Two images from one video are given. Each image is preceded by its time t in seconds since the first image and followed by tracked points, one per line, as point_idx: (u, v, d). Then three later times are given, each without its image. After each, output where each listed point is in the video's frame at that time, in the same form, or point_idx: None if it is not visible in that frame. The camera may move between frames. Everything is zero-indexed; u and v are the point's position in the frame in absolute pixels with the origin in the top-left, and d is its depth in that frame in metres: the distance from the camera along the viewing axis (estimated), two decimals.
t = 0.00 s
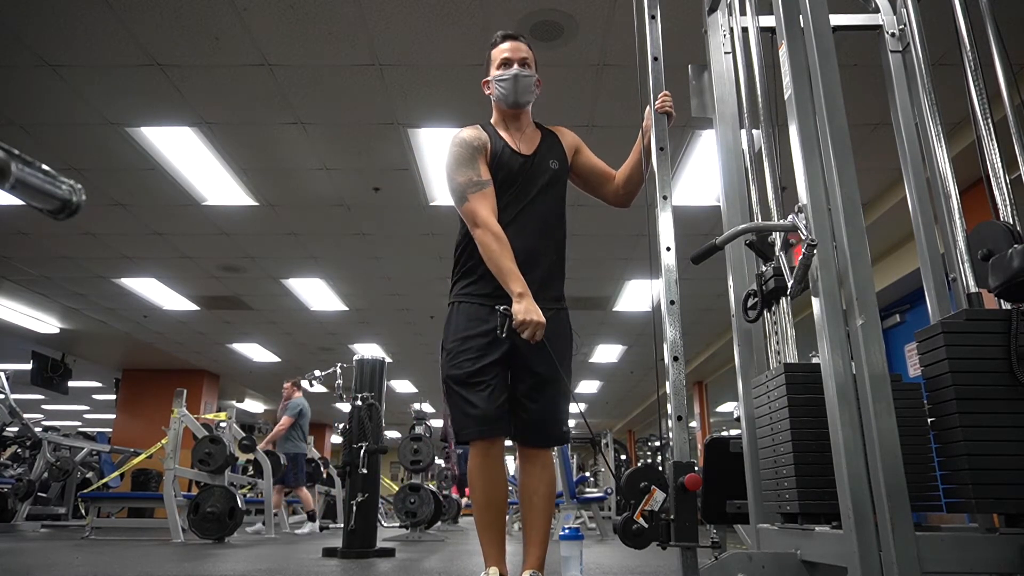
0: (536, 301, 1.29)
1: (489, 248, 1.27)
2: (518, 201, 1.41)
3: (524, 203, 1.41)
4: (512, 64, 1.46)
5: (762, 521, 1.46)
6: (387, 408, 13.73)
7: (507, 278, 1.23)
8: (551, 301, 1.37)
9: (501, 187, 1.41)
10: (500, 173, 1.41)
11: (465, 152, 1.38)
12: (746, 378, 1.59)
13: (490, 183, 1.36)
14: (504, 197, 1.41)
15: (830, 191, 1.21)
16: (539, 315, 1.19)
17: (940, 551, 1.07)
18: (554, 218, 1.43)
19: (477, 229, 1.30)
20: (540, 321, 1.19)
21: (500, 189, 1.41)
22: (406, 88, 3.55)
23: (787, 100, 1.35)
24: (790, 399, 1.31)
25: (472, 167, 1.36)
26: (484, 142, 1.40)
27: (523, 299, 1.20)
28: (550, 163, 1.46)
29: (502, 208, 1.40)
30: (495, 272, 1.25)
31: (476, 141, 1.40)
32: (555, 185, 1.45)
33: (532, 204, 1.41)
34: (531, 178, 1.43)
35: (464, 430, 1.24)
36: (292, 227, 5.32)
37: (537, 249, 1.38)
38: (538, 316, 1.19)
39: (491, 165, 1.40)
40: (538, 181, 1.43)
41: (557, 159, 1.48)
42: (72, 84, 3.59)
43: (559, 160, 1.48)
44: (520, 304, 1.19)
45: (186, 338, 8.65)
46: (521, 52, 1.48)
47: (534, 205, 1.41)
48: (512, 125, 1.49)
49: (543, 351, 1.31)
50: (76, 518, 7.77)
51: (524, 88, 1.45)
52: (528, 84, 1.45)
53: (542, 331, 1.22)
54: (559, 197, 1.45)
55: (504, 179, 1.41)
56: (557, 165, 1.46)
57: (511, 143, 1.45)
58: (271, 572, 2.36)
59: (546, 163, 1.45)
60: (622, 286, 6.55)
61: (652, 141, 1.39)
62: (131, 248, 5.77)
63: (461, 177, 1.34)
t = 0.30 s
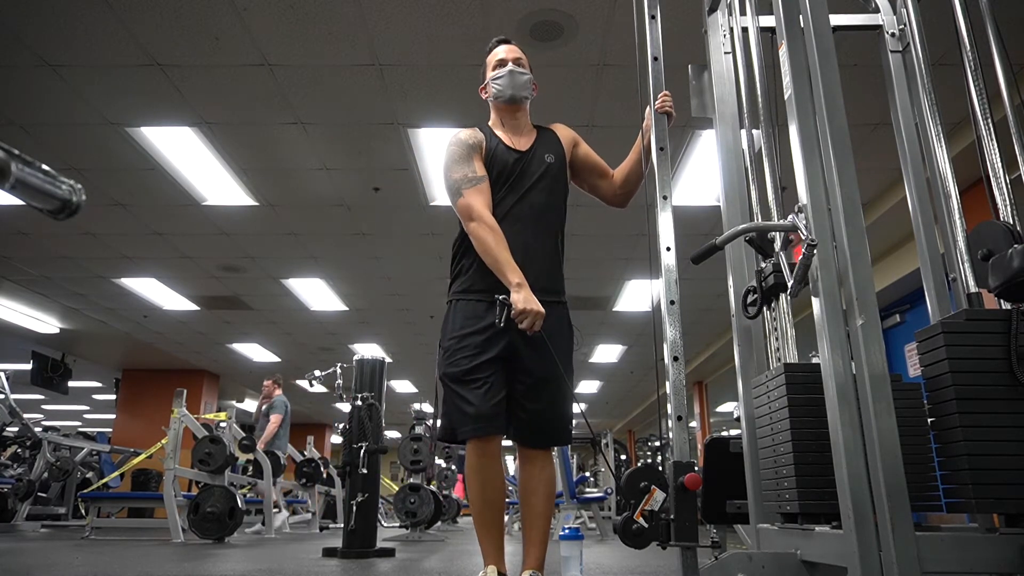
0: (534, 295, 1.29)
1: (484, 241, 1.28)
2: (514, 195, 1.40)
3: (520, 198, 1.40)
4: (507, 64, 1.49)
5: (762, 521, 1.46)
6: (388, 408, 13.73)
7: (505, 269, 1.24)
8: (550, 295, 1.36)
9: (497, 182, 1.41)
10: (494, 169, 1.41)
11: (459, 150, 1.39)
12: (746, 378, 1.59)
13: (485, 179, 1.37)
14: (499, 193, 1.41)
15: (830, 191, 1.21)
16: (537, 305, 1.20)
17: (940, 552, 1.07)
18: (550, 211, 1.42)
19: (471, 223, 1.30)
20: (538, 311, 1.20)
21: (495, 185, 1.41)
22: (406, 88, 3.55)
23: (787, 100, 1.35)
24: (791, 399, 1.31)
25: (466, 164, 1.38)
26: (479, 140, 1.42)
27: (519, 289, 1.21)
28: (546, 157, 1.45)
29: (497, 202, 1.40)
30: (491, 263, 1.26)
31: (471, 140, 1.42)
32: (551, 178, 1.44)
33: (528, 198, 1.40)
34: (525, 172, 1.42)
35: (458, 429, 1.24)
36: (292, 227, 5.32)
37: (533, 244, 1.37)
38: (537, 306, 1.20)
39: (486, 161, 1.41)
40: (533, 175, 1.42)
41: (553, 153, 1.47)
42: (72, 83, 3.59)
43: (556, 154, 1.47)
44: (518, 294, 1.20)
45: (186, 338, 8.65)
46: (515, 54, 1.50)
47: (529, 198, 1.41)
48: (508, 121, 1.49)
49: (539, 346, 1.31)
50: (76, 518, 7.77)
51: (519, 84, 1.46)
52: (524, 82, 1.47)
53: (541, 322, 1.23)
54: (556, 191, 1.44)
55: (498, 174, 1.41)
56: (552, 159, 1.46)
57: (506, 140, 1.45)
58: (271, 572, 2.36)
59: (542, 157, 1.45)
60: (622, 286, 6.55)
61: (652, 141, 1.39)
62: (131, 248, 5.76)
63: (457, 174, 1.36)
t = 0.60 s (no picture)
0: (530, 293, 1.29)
1: (476, 240, 1.28)
2: (508, 194, 1.40)
3: (514, 197, 1.40)
4: (500, 66, 1.49)
5: (762, 521, 1.46)
6: (388, 408, 13.73)
7: (497, 267, 1.24)
8: (546, 294, 1.36)
9: (490, 182, 1.41)
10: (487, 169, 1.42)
11: (454, 152, 1.40)
12: (746, 378, 1.59)
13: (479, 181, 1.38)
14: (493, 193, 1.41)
15: (830, 191, 1.20)
16: (530, 302, 1.20)
17: (940, 552, 1.07)
18: (546, 210, 1.42)
19: (464, 222, 1.30)
20: (532, 307, 1.19)
21: (489, 185, 1.41)
22: (406, 88, 3.55)
23: (787, 100, 1.35)
24: (791, 399, 1.31)
25: (460, 165, 1.39)
26: (473, 143, 1.43)
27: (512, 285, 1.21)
28: (540, 157, 1.45)
29: (491, 202, 1.40)
30: (484, 261, 1.26)
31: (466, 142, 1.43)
32: (546, 178, 1.44)
33: (523, 197, 1.40)
34: (518, 171, 1.42)
35: (456, 427, 1.24)
36: (292, 227, 5.32)
37: (528, 242, 1.37)
38: (531, 303, 1.20)
39: (481, 163, 1.42)
40: (527, 174, 1.42)
41: (548, 153, 1.46)
42: (72, 83, 3.59)
43: (551, 154, 1.47)
44: (511, 290, 1.20)
45: (186, 338, 8.65)
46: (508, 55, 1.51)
47: (524, 197, 1.40)
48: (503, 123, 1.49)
49: (536, 346, 1.31)
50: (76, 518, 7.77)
51: (513, 86, 1.46)
52: (517, 83, 1.47)
53: (535, 318, 1.23)
54: (551, 190, 1.44)
55: (492, 174, 1.42)
56: (547, 159, 1.45)
57: (501, 141, 1.46)
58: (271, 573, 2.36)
59: (537, 157, 1.44)
60: (622, 286, 6.55)
61: (652, 141, 1.39)
62: (131, 248, 5.77)
63: (450, 176, 1.37)
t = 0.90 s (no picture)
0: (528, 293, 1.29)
1: (474, 240, 1.28)
2: (507, 194, 1.40)
3: (513, 197, 1.40)
4: (499, 64, 1.49)
5: (762, 521, 1.46)
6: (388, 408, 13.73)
7: (495, 268, 1.24)
8: (545, 294, 1.36)
9: (489, 182, 1.41)
10: (484, 168, 1.42)
11: (453, 152, 1.40)
12: (746, 378, 1.59)
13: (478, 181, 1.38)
14: (492, 193, 1.41)
15: (830, 192, 1.21)
16: (527, 303, 1.20)
17: (940, 552, 1.07)
18: (545, 211, 1.41)
19: (462, 222, 1.30)
20: (530, 310, 1.19)
21: (488, 186, 1.41)
22: (406, 88, 3.55)
23: (787, 100, 1.35)
24: (791, 399, 1.31)
25: (458, 165, 1.39)
26: (472, 142, 1.43)
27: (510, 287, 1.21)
28: (539, 158, 1.44)
29: (489, 202, 1.40)
30: (482, 262, 1.25)
31: (464, 141, 1.44)
32: (546, 179, 1.43)
33: (522, 197, 1.40)
34: (518, 171, 1.42)
35: (454, 427, 1.24)
36: (292, 227, 5.32)
37: (527, 241, 1.37)
38: (529, 304, 1.19)
39: (479, 163, 1.42)
40: (526, 175, 1.42)
41: (548, 153, 1.46)
42: (72, 83, 3.59)
43: (550, 154, 1.47)
44: (509, 291, 1.20)
45: (186, 338, 8.65)
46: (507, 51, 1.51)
47: (522, 198, 1.40)
48: (504, 121, 1.50)
49: (534, 347, 1.31)
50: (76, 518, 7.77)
51: (511, 83, 1.46)
52: (517, 81, 1.47)
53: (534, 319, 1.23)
54: (551, 191, 1.44)
55: (490, 175, 1.42)
56: (546, 159, 1.45)
57: (501, 141, 1.46)
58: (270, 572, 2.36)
59: (536, 158, 1.44)
60: (622, 286, 6.55)
61: (652, 142, 1.39)
62: (131, 248, 5.76)
63: (449, 175, 1.37)
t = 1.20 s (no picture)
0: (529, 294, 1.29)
1: (476, 240, 1.28)
2: (509, 194, 1.40)
3: (515, 197, 1.40)
4: (502, 64, 1.48)
5: (762, 521, 1.46)
6: (388, 408, 13.73)
7: (497, 268, 1.24)
8: (546, 295, 1.36)
9: (490, 181, 1.41)
10: (487, 168, 1.42)
11: (455, 151, 1.40)
12: (746, 378, 1.59)
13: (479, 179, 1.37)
14: (494, 193, 1.41)
15: (830, 192, 1.21)
16: (530, 303, 1.20)
17: (939, 552, 1.07)
18: (547, 212, 1.42)
19: (464, 222, 1.30)
20: (532, 310, 1.19)
21: (490, 185, 1.41)
22: (406, 88, 3.55)
23: (787, 100, 1.35)
24: (791, 399, 1.31)
25: (461, 164, 1.39)
26: (475, 141, 1.43)
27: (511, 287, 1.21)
28: (542, 158, 1.44)
29: (491, 202, 1.40)
30: (483, 261, 1.25)
31: (466, 140, 1.43)
32: (548, 179, 1.43)
33: (524, 197, 1.40)
34: (520, 171, 1.42)
35: (454, 427, 1.24)
36: (292, 227, 5.32)
37: (528, 242, 1.37)
38: (530, 304, 1.19)
39: (481, 162, 1.42)
40: (528, 175, 1.42)
41: (550, 153, 1.46)
42: (71, 83, 3.59)
43: (552, 155, 1.47)
44: (511, 291, 1.20)
45: (186, 338, 8.65)
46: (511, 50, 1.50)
47: (524, 198, 1.40)
48: (507, 122, 1.50)
49: (534, 347, 1.31)
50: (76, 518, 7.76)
51: (514, 83, 1.46)
52: (520, 81, 1.46)
53: (535, 319, 1.23)
54: (552, 191, 1.44)
55: (492, 175, 1.42)
56: (549, 159, 1.45)
57: (503, 140, 1.46)
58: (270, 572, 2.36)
59: (538, 158, 1.44)
60: (622, 286, 6.55)
61: (653, 141, 1.39)
62: (131, 248, 5.76)
63: (451, 174, 1.37)
